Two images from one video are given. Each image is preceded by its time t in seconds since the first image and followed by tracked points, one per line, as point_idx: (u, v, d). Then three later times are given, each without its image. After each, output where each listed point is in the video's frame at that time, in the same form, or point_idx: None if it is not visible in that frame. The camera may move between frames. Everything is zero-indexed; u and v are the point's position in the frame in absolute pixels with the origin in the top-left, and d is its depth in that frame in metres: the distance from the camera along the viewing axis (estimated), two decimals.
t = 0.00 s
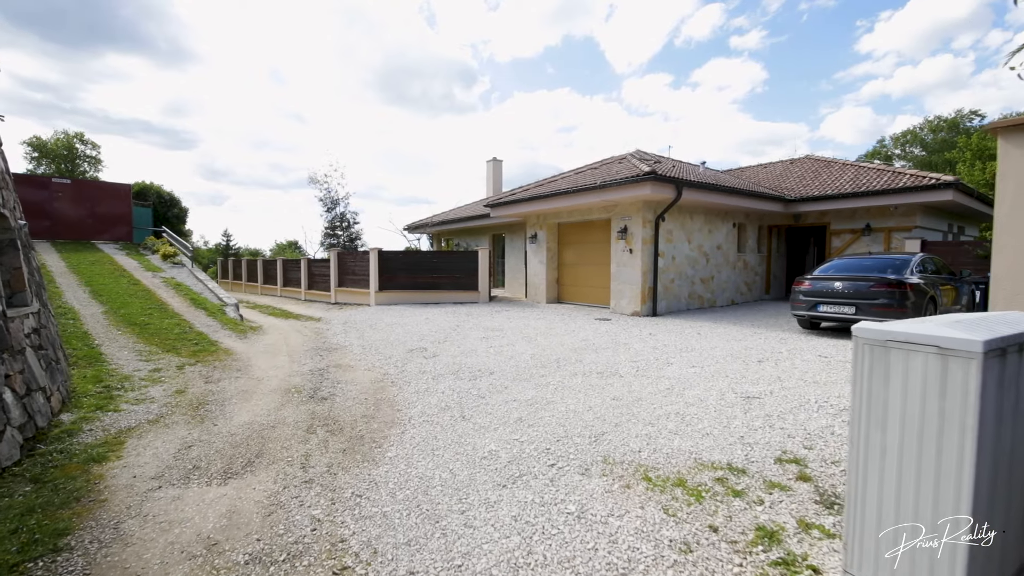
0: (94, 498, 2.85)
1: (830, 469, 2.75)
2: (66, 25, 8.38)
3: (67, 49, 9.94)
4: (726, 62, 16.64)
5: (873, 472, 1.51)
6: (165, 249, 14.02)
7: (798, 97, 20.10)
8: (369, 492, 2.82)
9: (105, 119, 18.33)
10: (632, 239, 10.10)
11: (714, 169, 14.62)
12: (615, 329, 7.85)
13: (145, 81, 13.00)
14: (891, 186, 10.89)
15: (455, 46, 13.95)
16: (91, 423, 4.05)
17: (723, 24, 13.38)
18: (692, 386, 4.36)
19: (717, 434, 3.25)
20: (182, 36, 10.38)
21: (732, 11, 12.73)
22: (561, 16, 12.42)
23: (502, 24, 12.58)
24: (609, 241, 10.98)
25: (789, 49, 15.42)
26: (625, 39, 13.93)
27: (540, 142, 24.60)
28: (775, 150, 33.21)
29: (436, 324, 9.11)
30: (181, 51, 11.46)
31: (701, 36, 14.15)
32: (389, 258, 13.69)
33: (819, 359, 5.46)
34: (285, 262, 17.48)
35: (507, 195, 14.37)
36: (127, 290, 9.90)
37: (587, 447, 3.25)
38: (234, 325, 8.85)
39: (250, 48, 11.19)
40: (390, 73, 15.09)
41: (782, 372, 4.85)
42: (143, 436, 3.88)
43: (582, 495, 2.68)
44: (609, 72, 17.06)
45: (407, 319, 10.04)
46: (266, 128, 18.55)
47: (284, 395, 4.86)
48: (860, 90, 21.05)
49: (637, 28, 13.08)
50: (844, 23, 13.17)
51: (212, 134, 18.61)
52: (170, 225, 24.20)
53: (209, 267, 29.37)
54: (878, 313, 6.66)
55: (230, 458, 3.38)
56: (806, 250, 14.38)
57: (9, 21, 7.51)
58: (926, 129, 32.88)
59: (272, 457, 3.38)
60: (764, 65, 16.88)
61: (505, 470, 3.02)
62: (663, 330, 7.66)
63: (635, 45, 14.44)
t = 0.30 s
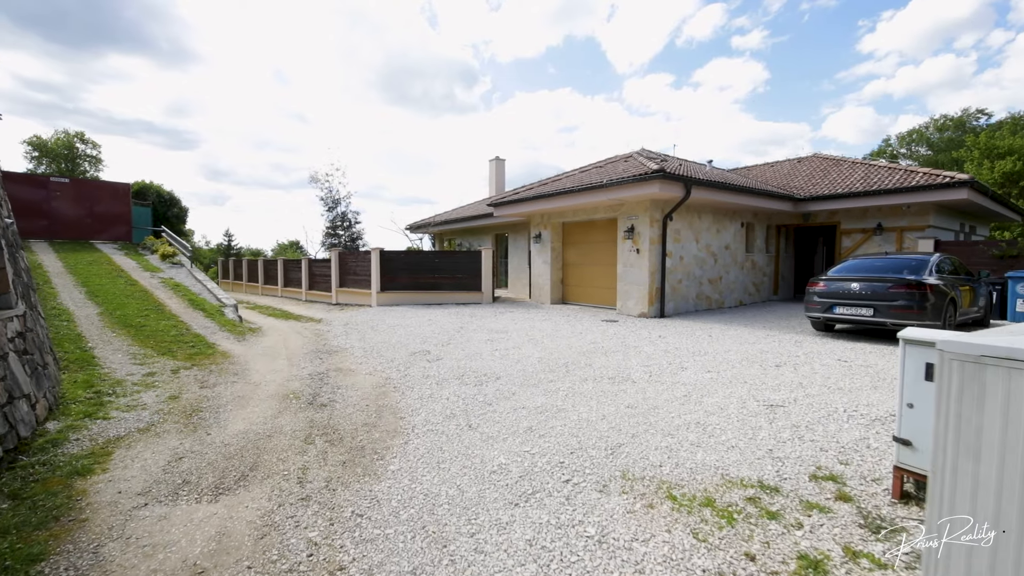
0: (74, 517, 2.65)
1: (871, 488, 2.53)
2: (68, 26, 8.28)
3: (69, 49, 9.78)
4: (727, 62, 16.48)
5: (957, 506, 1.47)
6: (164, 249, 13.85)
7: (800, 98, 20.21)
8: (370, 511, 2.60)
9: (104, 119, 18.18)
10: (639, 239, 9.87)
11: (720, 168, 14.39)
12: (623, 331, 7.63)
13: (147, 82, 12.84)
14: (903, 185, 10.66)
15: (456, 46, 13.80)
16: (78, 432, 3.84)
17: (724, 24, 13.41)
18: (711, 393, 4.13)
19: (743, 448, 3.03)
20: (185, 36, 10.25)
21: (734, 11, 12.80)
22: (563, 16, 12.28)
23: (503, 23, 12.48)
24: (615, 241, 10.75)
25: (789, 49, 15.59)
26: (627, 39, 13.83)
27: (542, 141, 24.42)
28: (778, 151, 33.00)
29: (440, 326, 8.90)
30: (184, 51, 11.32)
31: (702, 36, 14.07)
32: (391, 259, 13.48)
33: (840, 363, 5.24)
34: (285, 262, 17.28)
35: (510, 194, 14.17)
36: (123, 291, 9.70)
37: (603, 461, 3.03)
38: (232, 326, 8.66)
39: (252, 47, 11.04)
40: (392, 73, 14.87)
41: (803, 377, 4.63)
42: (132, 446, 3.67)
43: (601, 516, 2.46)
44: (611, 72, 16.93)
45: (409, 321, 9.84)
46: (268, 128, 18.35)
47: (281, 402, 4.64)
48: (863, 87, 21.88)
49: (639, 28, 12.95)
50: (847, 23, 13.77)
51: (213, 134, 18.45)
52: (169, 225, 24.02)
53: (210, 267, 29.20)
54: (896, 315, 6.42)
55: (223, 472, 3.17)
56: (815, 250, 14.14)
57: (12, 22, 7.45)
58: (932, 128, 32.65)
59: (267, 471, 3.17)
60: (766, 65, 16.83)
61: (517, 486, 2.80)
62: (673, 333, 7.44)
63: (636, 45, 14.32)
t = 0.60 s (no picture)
0: (50, 539, 2.44)
1: (918, 510, 2.30)
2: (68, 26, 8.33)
3: (72, 50, 9.91)
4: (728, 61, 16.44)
5: None
6: (163, 250, 13.67)
7: (801, 97, 20.12)
8: (370, 534, 2.39)
9: (105, 120, 18.03)
10: (646, 239, 9.65)
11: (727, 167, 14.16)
12: (632, 333, 7.41)
13: (151, 83, 12.69)
14: (916, 184, 10.42)
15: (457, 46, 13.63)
16: (64, 443, 3.65)
17: (726, 24, 13.23)
18: (729, 401, 3.91)
19: (772, 462, 2.82)
20: (188, 37, 10.14)
21: (735, 11, 12.64)
22: (565, 15, 12.13)
23: (505, 23, 12.29)
24: (621, 241, 10.53)
25: (792, 49, 15.48)
26: (629, 39, 13.66)
27: (544, 141, 24.22)
28: (781, 150, 32.73)
29: (442, 328, 8.70)
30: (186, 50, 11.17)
31: (704, 36, 13.92)
32: (392, 259, 13.27)
33: (861, 368, 5.02)
34: (286, 263, 17.09)
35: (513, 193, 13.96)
36: (120, 292, 9.52)
37: (621, 477, 2.81)
38: (231, 328, 8.46)
39: (253, 48, 10.90)
40: (394, 73, 14.67)
41: (826, 384, 4.40)
42: (119, 457, 3.47)
43: (622, 540, 2.24)
44: (612, 72, 16.76)
45: (411, 322, 9.63)
46: (270, 129, 18.17)
47: (279, 409, 4.44)
48: (865, 88, 21.80)
49: (642, 27, 12.78)
50: (849, 22, 13.60)
51: (215, 135, 18.28)
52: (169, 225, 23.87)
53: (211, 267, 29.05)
54: (916, 317, 6.19)
55: (214, 488, 2.97)
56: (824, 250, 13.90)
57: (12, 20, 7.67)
58: (938, 126, 32.33)
59: (260, 486, 2.97)
60: (767, 64, 16.68)
61: (529, 506, 2.59)
62: (683, 335, 7.22)
63: (638, 45, 14.12)
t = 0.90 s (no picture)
0: (21, 565, 2.24)
1: (971, 538, 2.09)
2: (70, 26, 8.43)
3: (75, 51, 10.02)
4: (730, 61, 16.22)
5: None
6: (161, 249, 13.48)
7: (803, 98, 20.02)
8: (367, 562, 2.18)
9: (105, 120, 17.86)
10: (653, 240, 9.43)
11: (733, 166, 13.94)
12: (640, 336, 7.20)
13: (153, 83, 12.55)
14: (929, 182, 10.16)
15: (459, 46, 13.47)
16: (47, 453, 3.45)
17: (728, 24, 13.09)
18: (750, 411, 3.69)
19: (804, 481, 2.61)
20: (189, 36, 10.03)
21: (738, 11, 12.49)
22: (566, 16, 11.99)
23: (506, 23, 12.18)
24: (627, 241, 10.32)
25: (795, 49, 15.38)
26: (631, 39, 13.53)
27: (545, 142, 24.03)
28: (783, 151, 32.48)
29: (445, 330, 8.49)
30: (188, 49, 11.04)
31: (706, 36, 13.75)
32: (394, 260, 13.08)
33: (884, 375, 4.81)
34: (286, 263, 16.89)
35: (516, 192, 13.76)
36: (116, 293, 9.32)
37: (641, 495, 2.60)
38: (228, 330, 8.27)
39: (253, 47, 10.74)
40: (395, 74, 14.46)
41: (849, 392, 4.18)
42: (104, 470, 3.27)
43: (646, 570, 2.02)
44: (614, 72, 16.59)
45: (413, 324, 9.43)
46: (271, 129, 18.02)
47: (275, 417, 4.24)
48: (868, 88, 21.69)
49: (644, 28, 12.68)
50: (851, 22, 13.60)
51: (217, 135, 18.12)
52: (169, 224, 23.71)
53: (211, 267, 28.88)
54: (937, 321, 5.97)
55: (202, 506, 2.76)
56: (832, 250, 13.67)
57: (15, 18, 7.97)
58: (944, 126, 32.03)
59: (251, 504, 2.77)
60: (769, 64, 16.55)
61: (541, 528, 2.38)
62: (693, 338, 7.02)
63: (639, 45, 13.96)
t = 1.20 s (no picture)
0: None
1: None
2: (71, 26, 8.49)
3: (76, 51, 10.11)
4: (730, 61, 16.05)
5: None
6: (159, 250, 13.31)
7: (804, 97, 19.85)
8: None
9: (103, 120, 17.68)
10: (660, 239, 9.22)
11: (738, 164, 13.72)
12: (648, 338, 7.00)
13: (155, 83, 12.46)
14: (942, 180, 9.94)
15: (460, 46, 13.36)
16: (28, 466, 3.26)
17: (728, 24, 12.94)
18: (773, 421, 3.48)
19: (842, 502, 2.41)
20: (189, 36, 9.91)
21: (739, 11, 12.35)
22: (567, 15, 11.85)
23: (507, 23, 12.08)
24: (633, 241, 10.11)
25: (795, 49, 15.26)
26: (632, 39, 13.41)
27: (545, 142, 23.85)
28: (784, 150, 32.22)
29: (447, 332, 8.30)
30: (189, 49, 10.92)
31: (706, 36, 13.58)
32: (395, 260, 12.89)
33: (907, 380, 4.61)
34: (286, 263, 16.71)
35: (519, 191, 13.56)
36: (112, 294, 9.14)
37: (664, 517, 2.40)
38: (225, 332, 8.07)
39: (254, 47, 10.59)
40: (396, 73, 14.22)
41: (875, 400, 3.97)
42: (89, 484, 3.08)
43: None
44: (614, 72, 16.41)
45: (414, 325, 9.23)
46: (272, 130, 17.86)
47: (271, 426, 4.05)
48: (868, 87, 21.56)
49: (645, 27, 12.57)
50: (851, 22, 13.62)
51: (217, 135, 17.97)
52: (169, 225, 23.57)
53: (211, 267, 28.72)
54: (958, 323, 5.76)
55: (189, 527, 2.56)
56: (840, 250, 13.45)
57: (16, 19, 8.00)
58: (950, 124, 31.72)
59: (243, 525, 2.56)
60: (770, 64, 16.39)
61: (558, 555, 2.17)
62: (704, 341, 6.81)
63: (640, 45, 13.82)
